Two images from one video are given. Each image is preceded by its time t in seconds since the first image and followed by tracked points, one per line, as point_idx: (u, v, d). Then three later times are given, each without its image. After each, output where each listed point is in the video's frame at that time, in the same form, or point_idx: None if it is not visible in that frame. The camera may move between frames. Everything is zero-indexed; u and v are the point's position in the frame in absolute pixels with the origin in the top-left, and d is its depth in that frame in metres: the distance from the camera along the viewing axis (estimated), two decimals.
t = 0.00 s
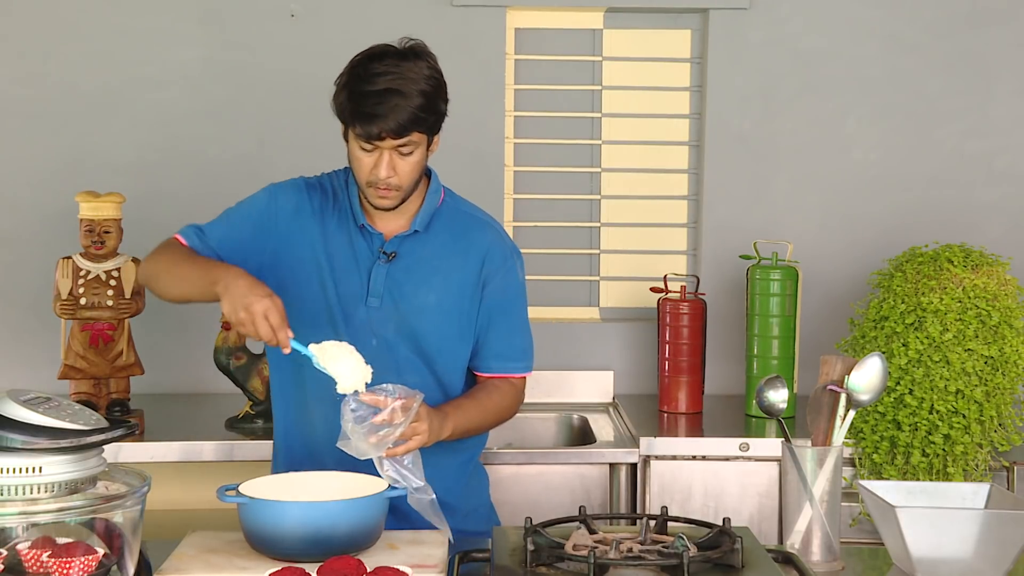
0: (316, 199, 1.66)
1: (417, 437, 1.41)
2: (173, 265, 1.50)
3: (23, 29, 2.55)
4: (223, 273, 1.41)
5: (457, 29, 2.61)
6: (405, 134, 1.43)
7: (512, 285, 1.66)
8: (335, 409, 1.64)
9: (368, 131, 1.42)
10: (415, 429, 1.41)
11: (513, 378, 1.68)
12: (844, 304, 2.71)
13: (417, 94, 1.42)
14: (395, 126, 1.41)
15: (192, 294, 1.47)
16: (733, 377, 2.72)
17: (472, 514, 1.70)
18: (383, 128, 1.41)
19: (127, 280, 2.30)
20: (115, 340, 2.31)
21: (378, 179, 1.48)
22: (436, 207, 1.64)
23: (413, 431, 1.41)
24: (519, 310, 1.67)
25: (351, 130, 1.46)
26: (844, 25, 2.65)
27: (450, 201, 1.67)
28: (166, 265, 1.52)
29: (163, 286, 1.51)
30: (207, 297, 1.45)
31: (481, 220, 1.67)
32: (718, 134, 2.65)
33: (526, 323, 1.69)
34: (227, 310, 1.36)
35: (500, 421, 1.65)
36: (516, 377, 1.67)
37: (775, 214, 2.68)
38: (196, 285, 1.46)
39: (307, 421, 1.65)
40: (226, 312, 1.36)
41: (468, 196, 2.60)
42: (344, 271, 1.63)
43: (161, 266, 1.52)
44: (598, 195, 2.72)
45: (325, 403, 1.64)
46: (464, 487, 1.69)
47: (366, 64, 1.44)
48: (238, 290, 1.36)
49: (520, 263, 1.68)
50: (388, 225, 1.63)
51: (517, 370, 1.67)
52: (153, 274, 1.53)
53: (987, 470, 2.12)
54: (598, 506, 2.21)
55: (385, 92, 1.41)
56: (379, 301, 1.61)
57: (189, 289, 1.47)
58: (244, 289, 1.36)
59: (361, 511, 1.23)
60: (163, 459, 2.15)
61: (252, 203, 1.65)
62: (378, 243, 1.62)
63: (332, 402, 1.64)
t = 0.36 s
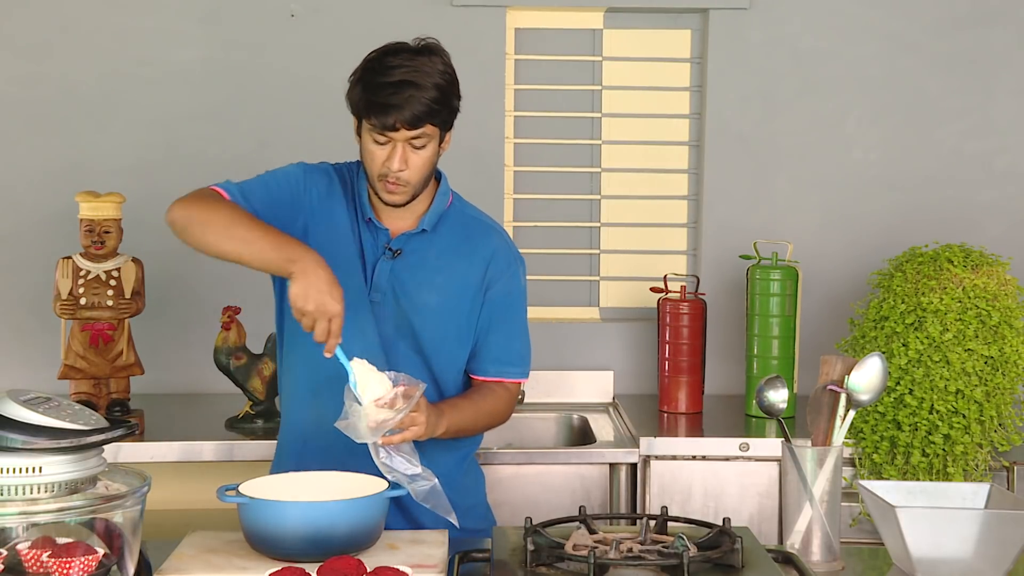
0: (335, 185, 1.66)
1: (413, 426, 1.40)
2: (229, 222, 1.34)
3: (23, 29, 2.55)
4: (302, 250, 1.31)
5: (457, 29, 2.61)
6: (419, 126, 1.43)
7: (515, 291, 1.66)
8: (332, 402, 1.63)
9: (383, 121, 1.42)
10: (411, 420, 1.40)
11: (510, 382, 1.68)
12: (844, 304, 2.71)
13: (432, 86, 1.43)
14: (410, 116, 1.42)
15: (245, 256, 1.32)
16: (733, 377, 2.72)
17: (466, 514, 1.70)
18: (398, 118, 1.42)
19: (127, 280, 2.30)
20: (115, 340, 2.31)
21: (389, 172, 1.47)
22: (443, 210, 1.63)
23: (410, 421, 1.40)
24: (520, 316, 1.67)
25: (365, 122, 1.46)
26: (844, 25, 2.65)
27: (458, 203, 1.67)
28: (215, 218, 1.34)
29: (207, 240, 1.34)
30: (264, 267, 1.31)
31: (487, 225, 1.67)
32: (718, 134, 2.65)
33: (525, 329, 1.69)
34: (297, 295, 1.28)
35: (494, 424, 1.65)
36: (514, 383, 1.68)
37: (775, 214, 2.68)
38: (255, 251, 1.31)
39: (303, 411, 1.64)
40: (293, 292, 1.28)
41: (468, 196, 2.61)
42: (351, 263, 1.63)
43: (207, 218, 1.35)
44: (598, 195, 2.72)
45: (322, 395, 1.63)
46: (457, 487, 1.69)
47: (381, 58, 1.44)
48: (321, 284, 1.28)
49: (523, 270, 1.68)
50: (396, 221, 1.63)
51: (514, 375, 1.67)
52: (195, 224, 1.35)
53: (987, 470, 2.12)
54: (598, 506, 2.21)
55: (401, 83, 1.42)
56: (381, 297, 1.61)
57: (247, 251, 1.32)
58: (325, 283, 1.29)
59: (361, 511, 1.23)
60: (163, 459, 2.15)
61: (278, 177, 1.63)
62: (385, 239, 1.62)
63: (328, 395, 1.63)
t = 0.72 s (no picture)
0: (350, 179, 1.66)
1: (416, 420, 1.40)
2: (315, 213, 1.31)
3: (22, 29, 2.55)
4: (389, 261, 1.29)
5: (457, 29, 2.61)
6: (419, 122, 1.43)
7: (517, 296, 1.66)
8: (333, 399, 1.63)
9: (381, 118, 1.42)
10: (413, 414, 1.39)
11: (508, 387, 1.68)
12: (844, 304, 2.71)
13: (431, 83, 1.43)
14: (408, 113, 1.41)
15: (326, 251, 1.29)
16: (733, 377, 2.72)
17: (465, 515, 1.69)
18: (397, 115, 1.42)
19: (127, 280, 2.31)
20: (115, 340, 2.31)
21: (391, 169, 1.46)
22: (450, 212, 1.64)
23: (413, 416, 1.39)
24: (520, 320, 1.67)
25: (366, 120, 1.46)
26: (844, 24, 2.65)
27: (464, 208, 1.68)
28: (298, 207, 1.32)
29: (289, 226, 1.31)
30: (342, 268, 1.29)
31: (492, 229, 1.67)
32: (718, 134, 2.65)
33: (525, 333, 1.68)
34: (373, 303, 1.25)
35: (491, 426, 1.65)
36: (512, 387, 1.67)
37: (775, 214, 2.68)
38: (339, 251, 1.29)
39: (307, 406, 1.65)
40: (371, 297, 1.25)
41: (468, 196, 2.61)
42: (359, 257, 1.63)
43: (295, 204, 1.32)
44: (598, 195, 2.72)
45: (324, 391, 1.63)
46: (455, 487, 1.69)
47: (382, 57, 1.45)
48: (400, 301, 1.26)
49: (526, 276, 1.68)
50: (407, 220, 1.65)
51: (512, 380, 1.67)
52: (282, 207, 1.32)
53: (987, 470, 2.12)
54: (598, 506, 2.21)
55: (399, 80, 1.42)
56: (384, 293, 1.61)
57: (332, 246, 1.29)
58: (403, 301, 1.27)
59: (361, 511, 1.23)
60: (163, 459, 2.15)
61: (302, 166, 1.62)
62: (391, 235, 1.63)
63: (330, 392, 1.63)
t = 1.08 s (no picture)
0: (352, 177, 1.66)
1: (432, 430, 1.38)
2: (325, 196, 1.31)
3: (22, 29, 2.55)
4: (399, 237, 1.28)
5: (457, 29, 2.61)
6: (419, 124, 1.43)
7: (519, 298, 1.66)
8: (335, 396, 1.63)
9: (382, 121, 1.42)
10: (432, 425, 1.38)
11: (508, 390, 1.68)
12: (844, 304, 2.71)
13: (432, 86, 1.43)
14: (409, 116, 1.41)
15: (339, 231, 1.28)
16: (733, 377, 2.72)
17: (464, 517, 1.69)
18: (397, 118, 1.41)
19: (127, 280, 2.31)
20: (115, 340, 2.31)
21: (393, 172, 1.47)
22: (454, 213, 1.65)
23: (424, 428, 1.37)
24: (520, 322, 1.67)
25: (367, 123, 1.46)
26: (844, 24, 2.65)
27: (467, 209, 1.68)
28: (306, 192, 1.32)
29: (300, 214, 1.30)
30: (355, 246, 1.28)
31: (494, 231, 1.67)
32: (718, 134, 2.65)
33: (525, 336, 1.69)
34: (387, 277, 1.23)
35: (491, 429, 1.65)
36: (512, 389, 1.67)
37: (775, 214, 2.68)
38: (349, 230, 1.28)
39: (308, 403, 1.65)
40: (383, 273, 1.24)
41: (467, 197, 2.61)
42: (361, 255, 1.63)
43: (303, 191, 1.32)
44: (598, 195, 2.71)
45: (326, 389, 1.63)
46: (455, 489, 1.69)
47: (381, 60, 1.45)
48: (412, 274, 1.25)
49: (528, 278, 1.68)
50: (409, 221, 1.65)
51: (512, 382, 1.67)
52: (291, 194, 1.32)
53: (987, 470, 2.13)
54: (598, 506, 2.21)
55: (399, 83, 1.41)
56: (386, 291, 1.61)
57: (342, 228, 1.28)
58: (416, 274, 1.26)
59: (361, 511, 1.23)
60: (163, 459, 2.15)
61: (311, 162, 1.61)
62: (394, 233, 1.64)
63: (332, 390, 1.63)
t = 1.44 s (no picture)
0: (346, 180, 1.66)
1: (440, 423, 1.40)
2: (276, 184, 1.41)
3: (22, 29, 2.55)
4: (355, 198, 1.36)
5: (457, 29, 2.61)
6: (425, 126, 1.43)
7: (519, 298, 1.66)
8: (333, 399, 1.63)
9: (388, 123, 1.42)
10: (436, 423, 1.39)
11: (509, 390, 1.69)
12: (844, 304, 2.71)
13: (437, 86, 1.43)
14: (415, 117, 1.41)
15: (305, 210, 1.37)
16: (733, 377, 2.72)
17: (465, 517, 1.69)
18: (403, 119, 1.41)
19: (127, 280, 2.31)
20: (115, 340, 2.31)
21: (399, 173, 1.47)
22: (453, 214, 1.64)
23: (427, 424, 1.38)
24: (521, 322, 1.67)
25: (371, 125, 1.46)
26: (845, 24, 2.65)
27: (467, 209, 1.68)
28: (257, 186, 1.41)
29: (262, 206, 1.39)
30: (320, 216, 1.36)
31: (494, 232, 1.67)
32: (718, 134, 2.65)
33: (526, 337, 1.69)
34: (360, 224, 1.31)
35: (494, 429, 1.65)
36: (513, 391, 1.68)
37: (775, 214, 2.68)
38: (310, 202, 1.37)
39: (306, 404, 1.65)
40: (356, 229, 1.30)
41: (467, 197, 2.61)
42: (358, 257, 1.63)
43: (256, 184, 1.41)
44: (598, 195, 2.71)
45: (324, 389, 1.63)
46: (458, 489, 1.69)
47: (385, 61, 1.44)
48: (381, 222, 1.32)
49: (529, 279, 1.68)
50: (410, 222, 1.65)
51: (514, 384, 1.68)
52: (244, 191, 1.41)
53: (987, 470, 2.13)
54: (598, 506, 2.21)
55: (405, 84, 1.41)
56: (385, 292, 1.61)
57: (298, 207, 1.38)
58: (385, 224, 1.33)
59: (361, 511, 1.23)
60: (163, 459, 2.15)
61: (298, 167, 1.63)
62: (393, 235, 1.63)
63: (329, 390, 1.63)
